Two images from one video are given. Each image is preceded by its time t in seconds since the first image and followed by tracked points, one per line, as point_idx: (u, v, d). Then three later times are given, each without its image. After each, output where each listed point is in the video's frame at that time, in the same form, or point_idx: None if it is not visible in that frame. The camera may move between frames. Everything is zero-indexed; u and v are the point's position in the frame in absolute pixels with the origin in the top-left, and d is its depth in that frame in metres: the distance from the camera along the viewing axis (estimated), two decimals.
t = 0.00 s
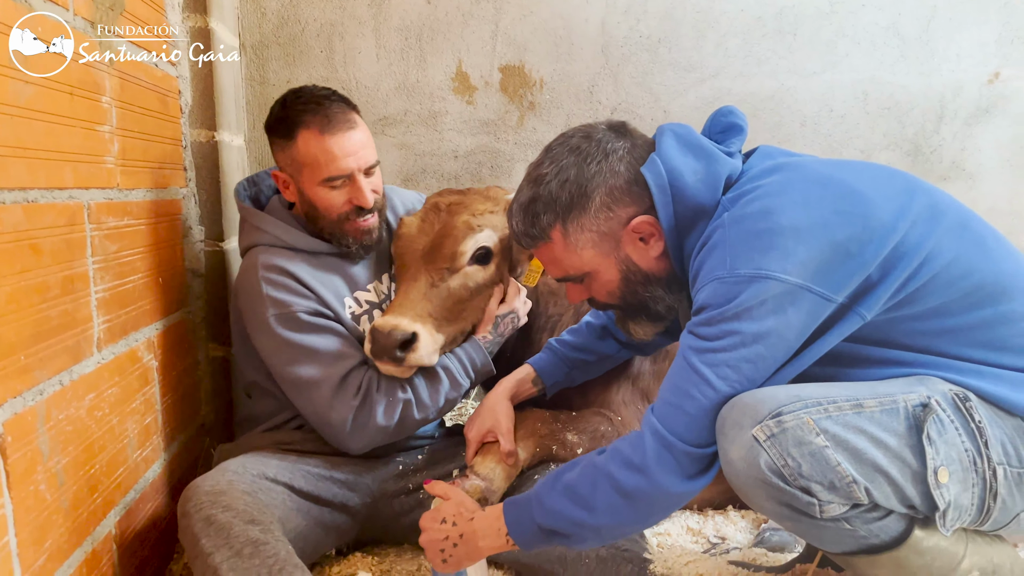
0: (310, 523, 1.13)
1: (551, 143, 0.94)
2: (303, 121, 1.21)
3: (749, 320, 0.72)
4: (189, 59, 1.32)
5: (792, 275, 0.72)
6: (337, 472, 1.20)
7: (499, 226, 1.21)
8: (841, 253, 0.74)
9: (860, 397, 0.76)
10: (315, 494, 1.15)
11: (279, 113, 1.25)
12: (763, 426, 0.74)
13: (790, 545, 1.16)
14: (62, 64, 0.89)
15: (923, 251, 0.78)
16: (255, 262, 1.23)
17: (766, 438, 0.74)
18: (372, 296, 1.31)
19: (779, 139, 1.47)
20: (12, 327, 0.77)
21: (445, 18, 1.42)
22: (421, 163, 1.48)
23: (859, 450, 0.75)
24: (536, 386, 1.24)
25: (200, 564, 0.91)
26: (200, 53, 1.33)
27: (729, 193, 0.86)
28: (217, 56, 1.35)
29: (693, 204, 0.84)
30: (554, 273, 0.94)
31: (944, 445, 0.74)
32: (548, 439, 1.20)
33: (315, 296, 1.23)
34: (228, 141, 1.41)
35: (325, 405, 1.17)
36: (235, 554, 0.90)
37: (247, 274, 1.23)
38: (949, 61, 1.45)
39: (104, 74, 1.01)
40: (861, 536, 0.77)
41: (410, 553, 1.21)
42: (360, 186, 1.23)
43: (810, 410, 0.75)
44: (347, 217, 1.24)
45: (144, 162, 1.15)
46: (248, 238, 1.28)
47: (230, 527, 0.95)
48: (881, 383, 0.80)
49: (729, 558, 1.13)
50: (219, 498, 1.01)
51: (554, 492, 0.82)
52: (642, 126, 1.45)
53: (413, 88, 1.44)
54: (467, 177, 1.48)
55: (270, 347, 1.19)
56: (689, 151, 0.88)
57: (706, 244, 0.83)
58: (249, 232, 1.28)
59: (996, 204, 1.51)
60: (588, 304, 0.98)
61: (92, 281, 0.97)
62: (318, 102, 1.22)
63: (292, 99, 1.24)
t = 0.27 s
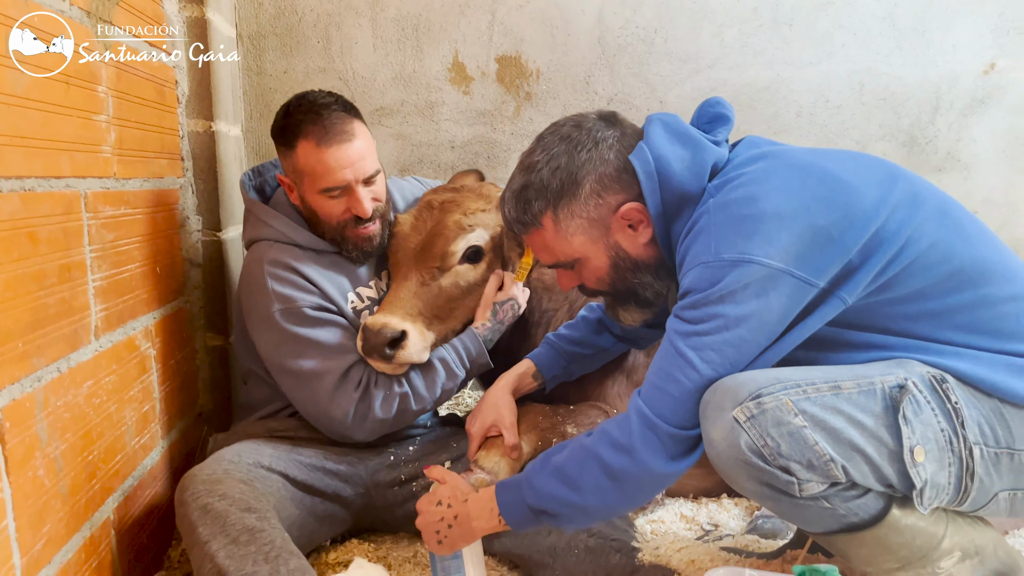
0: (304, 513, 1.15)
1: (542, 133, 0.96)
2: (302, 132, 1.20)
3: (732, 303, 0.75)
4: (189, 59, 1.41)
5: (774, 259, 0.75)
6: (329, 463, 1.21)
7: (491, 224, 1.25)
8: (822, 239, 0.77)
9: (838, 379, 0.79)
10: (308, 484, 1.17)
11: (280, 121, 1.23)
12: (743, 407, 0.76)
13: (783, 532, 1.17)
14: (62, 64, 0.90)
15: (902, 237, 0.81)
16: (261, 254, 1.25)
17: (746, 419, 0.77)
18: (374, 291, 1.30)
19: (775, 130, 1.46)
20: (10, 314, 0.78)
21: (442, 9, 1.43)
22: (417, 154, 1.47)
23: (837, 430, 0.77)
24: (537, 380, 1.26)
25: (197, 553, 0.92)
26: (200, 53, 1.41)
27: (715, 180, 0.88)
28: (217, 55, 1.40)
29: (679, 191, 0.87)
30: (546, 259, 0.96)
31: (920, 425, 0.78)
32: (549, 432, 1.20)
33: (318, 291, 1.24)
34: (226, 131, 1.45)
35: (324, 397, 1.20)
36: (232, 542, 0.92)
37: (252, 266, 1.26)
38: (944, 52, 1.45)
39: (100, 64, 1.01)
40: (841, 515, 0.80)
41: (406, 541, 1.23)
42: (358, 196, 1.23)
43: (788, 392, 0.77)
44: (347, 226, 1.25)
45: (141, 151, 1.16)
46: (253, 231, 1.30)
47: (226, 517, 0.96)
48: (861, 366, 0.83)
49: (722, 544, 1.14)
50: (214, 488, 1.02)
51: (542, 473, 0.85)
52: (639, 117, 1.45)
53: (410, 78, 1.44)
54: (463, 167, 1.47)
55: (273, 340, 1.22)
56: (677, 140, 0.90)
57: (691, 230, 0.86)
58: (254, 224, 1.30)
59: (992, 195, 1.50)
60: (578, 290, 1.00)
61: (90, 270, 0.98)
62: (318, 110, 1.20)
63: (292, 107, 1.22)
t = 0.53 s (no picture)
0: (305, 504, 1.16)
1: (532, 133, 0.98)
2: (320, 139, 1.20)
3: (717, 294, 0.77)
4: (189, 59, 1.35)
5: (758, 251, 0.77)
6: (331, 455, 1.22)
7: (487, 223, 1.27)
8: (805, 231, 0.79)
9: (822, 370, 0.80)
10: (309, 476, 1.18)
11: (297, 125, 1.22)
12: (730, 400, 0.78)
13: (778, 524, 1.18)
14: (62, 63, 0.91)
15: (884, 229, 0.84)
16: (266, 249, 1.26)
17: (732, 411, 0.78)
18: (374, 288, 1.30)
19: (774, 125, 1.47)
20: (12, 307, 0.79)
21: (441, 3, 1.43)
22: (417, 148, 1.48)
23: (821, 420, 0.79)
24: (542, 377, 1.26)
25: (198, 544, 0.94)
26: (200, 53, 1.35)
27: (701, 175, 0.90)
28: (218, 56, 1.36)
29: (667, 186, 0.89)
30: (537, 257, 0.98)
31: (903, 414, 0.79)
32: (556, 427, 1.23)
33: (319, 286, 1.25)
34: (225, 125, 1.42)
35: (322, 392, 1.21)
36: (234, 533, 0.93)
37: (253, 261, 1.27)
38: (942, 46, 1.46)
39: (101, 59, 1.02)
40: (828, 504, 0.82)
41: (405, 531, 1.25)
42: (370, 207, 1.23)
43: (773, 384, 0.79)
44: (356, 234, 1.26)
45: (142, 146, 1.16)
46: (259, 224, 1.31)
47: (228, 509, 0.97)
48: (846, 358, 0.85)
49: (718, 536, 1.15)
50: (218, 479, 1.03)
51: (531, 462, 0.86)
52: (637, 111, 1.45)
53: (409, 73, 1.45)
54: (463, 161, 1.48)
55: (273, 336, 1.23)
56: (662, 137, 0.92)
57: (678, 223, 0.87)
58: (260, 218, 1.31)
59: (988, 189, 1.51)
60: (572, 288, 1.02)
61: (91, 264, 0.99)
62: (337, 119, 1.19)
63: (311, 114, 1.21)
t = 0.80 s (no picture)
0: (303, 502, 1.17)
1: (530, 129, 0.99)
2: (322, 142, 1.19)
3: (712, 288, 0.77)
4: (189, 58, 1.35)
5: (753, 246, 0.78)
6: (328, 453, 1.23)
7: (486, 217, 1.31)
8: (800, 227, 0.80)
9: (816, 368, 0.81)
10: (305, 474, 1.19)
11: (299, 127, 1.21)
12: (724, 398, 0.78)
13: (774, 520, 1.18)
14: (62, 63, 0.92)
15: (879, 226, 0.84)
16: (263, 246, 1.27)
17: (726, 409, 0.79)
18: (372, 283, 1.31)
19: (772, 122, 1.47)
20: (13, 304, 0.80)
21: None
22: (416, 144, 1.48)
23: (814, 418, 0.79)
24: (541, 372, 1.25)
25: (193, 544, 0.95)
26: (200, 53, 1.36)
27: (697, 172, 0.90)
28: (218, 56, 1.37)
29: (663, 182, 0.89)
30: (536, 253, 0.99)
31: (896, 413, 0.80)
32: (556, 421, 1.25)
33: (316, 281, 1.25)
34: (225, 122, 1.42)
35: (321, 388, 1.22)
36: (227, 533, 0.94)
37: (252, 256, 1.27)
38: (941, 43, 1.45)
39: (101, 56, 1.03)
40: (821, 501, 0.83)
41: (403, 526, 1.26)
42: (371, 211, 1.24)
43: (768, 382, 0.79)
44: (357, 235, 1.27)
45: (142, 143, 1.17)
46: (257, 221, 1.31)
47: (221, 509, 0.98)
48: (840, 356, 0.85)
49: (714, 531, 1.15)
50: (208, 481, 1.04)
51: (524, 454, 0.87)
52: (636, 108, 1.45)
53: (408, 69, 1.45)
54: (462, 158, 1.49)
55: (272, 331, 1.23)
56: (658, 133, 0.92)
57: (674, 219, 0.88)
58: (258, 214, 1.32)
59: (986, 186, 1.51)
60: (570, 284, 1.03)
61: (91, 260, 1.00)
62: (340, 123, 1.18)
63: (312, 116, 1.19)
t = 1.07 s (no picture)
0: (304, 497, 1.18)
1: (530, 127, 0.99)
2: (325, 140, 1.21)
3: (710, 284, 0.77)
4: (190, 59, 1.37)
5: (751, 242, 0.78)
6: (329, 448, 1.24)
7: (489, 214, 1.29)
8: (797, 224, 0.80)
9: (814, 367, 0.81)
10: (307, 469, 1.19)
11: (302, 124, 1.22)
12: (722, 396, 0.79)
13: (773, 517, 1.19)
14: (63, 63, 0.92)
15: (878, 223, 0.84)
16: (264, 242, 1.28)
17: (724, 407, 0.79)
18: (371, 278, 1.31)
19: (773, 119, 1.47)
20: (16, 301, 0.80)
21: None
22: (418, 142, 1.48)
23: (812, 416, 0.80)
24: (543, 371, 1.26)
25: (195, 540, 0.96)
26: (200, 53, 1.37)
27: (695, 169, 0.90)
28: (218, 56, 1.37)
29: (661, 179, 0.89)
30: (536, 249, 1.00)
31: (894, 411, 0.80)
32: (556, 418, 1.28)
33: (317, 277, 1.26)
34: (227, 118, 1.42)
35: (321, 385, 1.23)
36: (229, 528, 0.95)
37: (253, 251, 1.28)
38: (942, 41, 1.45)
39: (103, 54, 1.03)
40: (818, 498, 0.83)
41: (404, 522, 1.27)
42: (374, 206, 1.25)
43: (765, 380, 0.80)
44: (358, 232, 1.28)
45: (144, 140, 1.18)
46: (258, 216, 1.32)
47: (223, 504, 0.99)
48: (838, 354, 0.86)
49: (713, 527, 1.16)
50: (211, 476, 1.05)
51: (523, 450, 0.88)
52: (637, 105, 1.46)
53: (410, 66, 1.45)
54: (463, 155, 1.49)
55: (273, 326, 1.24)
56: (657, 131, 0.92)
57: (672, 216, 0.88)
58: (259, 210, 1.32)
59: (987, 184, 1.51)
60: (569, 280, 1.03)
61: (94, 257, 1.00)
62: (344, 121, 1.20)
63: (316, 114, 1.21)
